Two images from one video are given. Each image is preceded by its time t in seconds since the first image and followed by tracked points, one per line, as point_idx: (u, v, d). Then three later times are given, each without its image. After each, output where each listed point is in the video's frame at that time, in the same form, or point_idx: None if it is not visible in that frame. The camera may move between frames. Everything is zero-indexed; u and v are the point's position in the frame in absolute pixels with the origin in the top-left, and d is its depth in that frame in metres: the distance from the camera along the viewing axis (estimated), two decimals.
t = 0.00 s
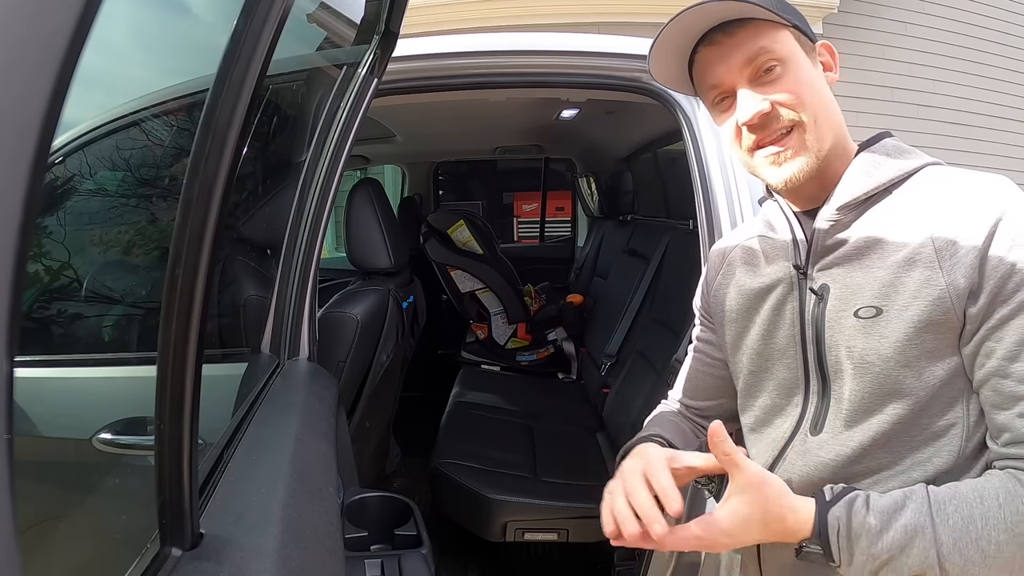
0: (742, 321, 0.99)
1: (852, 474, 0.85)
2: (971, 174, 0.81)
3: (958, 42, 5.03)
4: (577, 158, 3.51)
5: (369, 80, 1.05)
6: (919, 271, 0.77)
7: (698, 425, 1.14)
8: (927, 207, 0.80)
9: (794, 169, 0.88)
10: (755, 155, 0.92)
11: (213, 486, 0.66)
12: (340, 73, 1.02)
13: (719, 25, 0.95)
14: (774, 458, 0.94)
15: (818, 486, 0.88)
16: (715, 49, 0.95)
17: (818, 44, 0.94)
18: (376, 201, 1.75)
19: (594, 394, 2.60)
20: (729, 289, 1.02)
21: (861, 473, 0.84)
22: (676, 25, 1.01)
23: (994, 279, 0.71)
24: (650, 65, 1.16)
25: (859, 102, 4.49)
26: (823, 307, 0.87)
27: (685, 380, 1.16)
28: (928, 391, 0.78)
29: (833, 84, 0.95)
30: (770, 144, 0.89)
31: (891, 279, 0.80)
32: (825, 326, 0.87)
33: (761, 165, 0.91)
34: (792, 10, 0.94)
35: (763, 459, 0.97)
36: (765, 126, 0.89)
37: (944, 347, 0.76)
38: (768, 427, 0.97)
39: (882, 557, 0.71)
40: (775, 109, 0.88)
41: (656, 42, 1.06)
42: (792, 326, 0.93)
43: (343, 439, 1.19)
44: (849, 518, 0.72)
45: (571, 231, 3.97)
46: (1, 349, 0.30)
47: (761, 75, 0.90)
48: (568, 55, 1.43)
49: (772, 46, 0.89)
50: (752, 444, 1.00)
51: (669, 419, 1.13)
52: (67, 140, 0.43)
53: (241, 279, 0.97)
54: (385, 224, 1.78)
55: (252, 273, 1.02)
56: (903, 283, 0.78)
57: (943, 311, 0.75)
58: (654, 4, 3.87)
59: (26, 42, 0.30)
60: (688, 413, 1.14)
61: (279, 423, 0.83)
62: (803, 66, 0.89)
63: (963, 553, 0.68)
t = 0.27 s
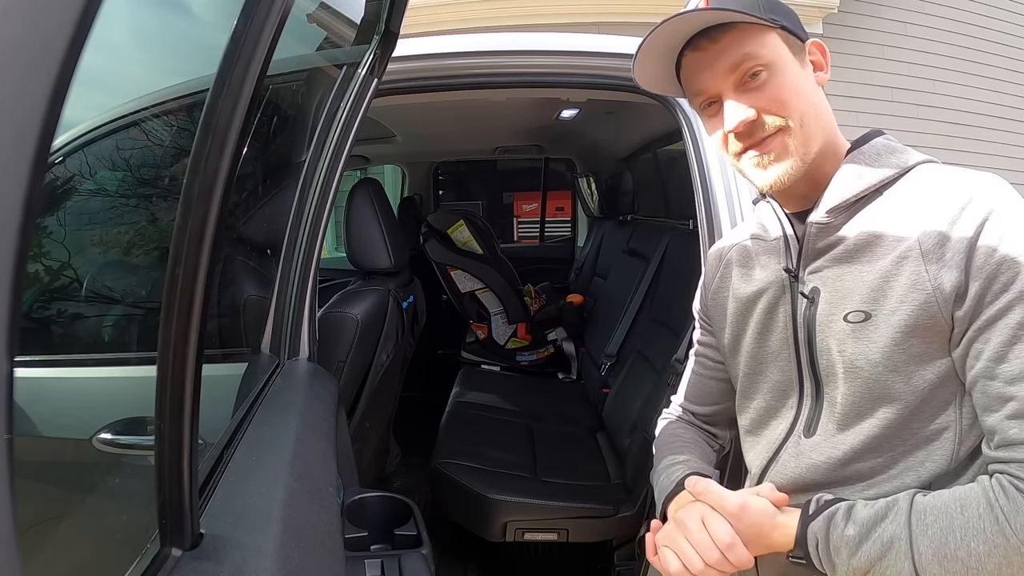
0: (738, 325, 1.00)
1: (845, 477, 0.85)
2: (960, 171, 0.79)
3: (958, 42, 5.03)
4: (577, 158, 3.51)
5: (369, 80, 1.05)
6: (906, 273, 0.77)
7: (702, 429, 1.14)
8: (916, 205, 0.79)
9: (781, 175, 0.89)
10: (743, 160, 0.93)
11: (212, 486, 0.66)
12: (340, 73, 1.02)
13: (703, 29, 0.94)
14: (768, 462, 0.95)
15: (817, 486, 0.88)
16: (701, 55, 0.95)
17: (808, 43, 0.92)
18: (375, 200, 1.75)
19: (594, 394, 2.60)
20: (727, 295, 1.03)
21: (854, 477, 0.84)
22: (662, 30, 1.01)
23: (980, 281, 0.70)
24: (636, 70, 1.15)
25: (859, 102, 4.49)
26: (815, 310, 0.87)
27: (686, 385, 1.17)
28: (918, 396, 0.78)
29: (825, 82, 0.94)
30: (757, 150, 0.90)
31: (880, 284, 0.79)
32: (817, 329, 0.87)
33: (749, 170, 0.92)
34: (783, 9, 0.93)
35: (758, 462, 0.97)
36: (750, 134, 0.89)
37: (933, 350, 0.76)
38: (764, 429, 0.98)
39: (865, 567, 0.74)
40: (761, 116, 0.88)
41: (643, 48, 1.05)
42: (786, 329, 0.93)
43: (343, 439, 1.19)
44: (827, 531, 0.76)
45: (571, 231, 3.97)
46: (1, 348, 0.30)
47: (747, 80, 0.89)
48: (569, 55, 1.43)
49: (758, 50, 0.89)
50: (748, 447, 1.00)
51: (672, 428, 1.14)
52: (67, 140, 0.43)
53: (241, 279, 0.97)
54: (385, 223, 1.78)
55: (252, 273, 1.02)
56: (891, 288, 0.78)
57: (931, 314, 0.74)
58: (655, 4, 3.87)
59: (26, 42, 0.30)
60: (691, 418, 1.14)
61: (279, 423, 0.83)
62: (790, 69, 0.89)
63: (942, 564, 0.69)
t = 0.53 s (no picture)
0: (737, 326, 1.00)
1: (843, 478, 0.85)
2: (963, 172, 0.80)
3: (958, 42, 5.03)
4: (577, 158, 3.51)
5: (368, 81, 1.05)
6: (903, 278, 0.76)
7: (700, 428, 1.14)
8: (916, 206, 0.79)
9: (776, 182, 0.89)
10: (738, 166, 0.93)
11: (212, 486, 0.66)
12: (340, 73, 1.02)
13: (696, 36, 0.94)
14: (766, 462, 0.95)
15: (815, 487, 0.88)
16: (694, 61, 0.95)
17: (803, 45, 0.92)
18: (376, 201, 1.75)
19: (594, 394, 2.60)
20: (727, 295, 1.03)
21: (852, 478, 0.84)
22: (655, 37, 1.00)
23: (977, 285, 0.70)
24: (629, 79, 1.15)
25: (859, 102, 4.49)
26: (812, 312, 0.87)
27: (686, 385, 1.17)
28: (914, 400, 0.78)
29: (821, 84, 0.93)
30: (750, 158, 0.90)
31: (877, 287, 0.79)
32: (814, 331, 0.87)
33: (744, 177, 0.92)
34: (777, 9, 0.92)
35: (756, 462, 0.97)
36: (744, 141, 0.90)
37: (931, 354, 0.76)
38: (762, 430, 0.98)
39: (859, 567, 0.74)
40: (754, 124, 0.88)
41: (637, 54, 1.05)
42: (784, 331, 0.93)
43: (343, 439, 1.19)
44: (821, 532, 0.77)
45: (571, 231, 3.97)
46: (2, 349, 0.30)
47: (740, 88, 0.89)
48: (569, 56, 1.43)
49: (751, 58, 0.88)
50: (747, 448, 1.01)
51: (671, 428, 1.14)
52: (68, 141, 0.43)
53: (241, 279, 0.97)
54: (385, 223, 1.78)
55: (252, 273, 1.02)
56: (888, 291, 0.78)
57: (927, 319, 0.74)
58: (654, 4, 3.87)
59: (27, 42, 0.30)
60: (690, 417, 1.14)
61: (278, 423, 0.83)
62: (784, 75, 0.88)
63: (933, 564, 0.69)
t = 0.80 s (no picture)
0: (740, 326, 1.00)
1: (846, 478, 0.85)
2: (969, 174, 0.80)
3: (957, 42, 5.03)
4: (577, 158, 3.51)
5: (369, 80, 1.05)
6: (910, 278, 0.76)
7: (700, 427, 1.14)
8: (921, 209, 0.79)
9: (782, 180, 0.89)
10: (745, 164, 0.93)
11: (212, 487, 0.66)
12: (340, 73, 1.02)
13: (705, 33, 0.94)
14: (768, 462, 0.95)
15: (816, 487, 0.88)
16: (702, 58, 0.94)
17: (810, 44, 0.92)
18: (376, 201, 1.75)
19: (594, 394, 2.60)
20: (729, 295, 1.03)
21: (854, 478, 0.85)
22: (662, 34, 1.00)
23: (983, 287, 0.70)
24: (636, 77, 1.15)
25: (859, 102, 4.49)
26: (817, 312, 0.87)
27: (686, 385, 1.17)
28: (918, 400, 0.78)
29: (827, 84, 0.94)
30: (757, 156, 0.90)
31: (884, 287, 0.79)
32: (820, 331, 0.87)
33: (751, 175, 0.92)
34: (786, 7, 0.92)
35: (758, 462, 0.97)
36: (751, 139, 0.89)
37: (935, 354, 0.76)
38: (764, 430, 0.98)
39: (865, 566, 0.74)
40: (762, 122, 0.88)
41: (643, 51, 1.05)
42: (788, 331, 0.93)
43: (343, 439, 1.19)
44: (827, 530, 0.77)
45: (571, 231, 3.97)
46: (1, 349, 0.30)
47: (748, 86, 0.89)
48: (568, 56, 1.43)
49: (760, 56, 0.88)
50: (748, 448, 1.00)
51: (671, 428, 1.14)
52: (67, 141, 0.43)
53: (241, 279, 0.97)
54: (385, 223, 1.78)
55: (252, 273, 1.02)
56: (895, 291, 0.78)
57: (933, 319, 0.75)
58: (654, 4, 3.87)
59: (25, 42, 0.30)
60: (690, 416, 1.14)
61: (281, 423, 0.83)
62: (793, 75, 0.88)
63: (940, 564, 0.69)
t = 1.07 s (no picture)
0: (741, 326, 1.00)
1: (849, 478, 0.85)
2: (973, 176, 0.80)
3: (957, 42, 5.03)
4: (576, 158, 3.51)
5: (369, 80, 1.05)
6: (914, 279, 0.76)
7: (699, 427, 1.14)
8: (924, 210, 0.79)
9: (786, 180, 0.89)
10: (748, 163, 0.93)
11: (212, 487, 0.66)
12: (340, 73, 1.02)
13: (711, 31, 0.93)
14: (770, 462, 0.95)
15: (818, 487, 0.88)
16: (708, 56, 0.94)
17: (816, 45, 0.92)
18: (376, 200, 1.75)
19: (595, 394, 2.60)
20: (731, 294, 1.03)
21: (855, 478, 0.85)
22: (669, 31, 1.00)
23: (986, 289, 0.70)
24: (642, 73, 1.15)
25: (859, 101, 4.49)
26: (821, 312, 0.87)
27: (685, 384, 1.17)
28: (922, 400, 0.78)
29: (832, 85, 0.94)
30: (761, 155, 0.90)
31: (888, 288, 0.79)
32: (823, 331, 0.87)
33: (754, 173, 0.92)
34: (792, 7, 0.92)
35: (761, 462, 0.97)
36: (755, 138, 0.89)
37: (939, 354, 0.76)
38: (765, 430, 0.98)
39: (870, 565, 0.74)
40: (767, 121, 0.88)
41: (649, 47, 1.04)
42: (790, 331, 0.93)
43: (343, 439, 1.19)
44: (831, 529, 0.77)
45: (571, 231, 3.97)
46: (1, 349, 0.30)
47: (753, 84, 0.89)
48: (568, 55, 1.43)
49: (766, 55, 0.88)
50: (750, 448, 1.00)
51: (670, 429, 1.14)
52: (67, 141, 0.43)
53: (241, 278, 0.96)
54: (385, 223, 1.78)
55: (252, 273, 1.02)
56: (898, 292, 0.78)
57: (937, 320, 0.74)
58: (654, 4, 3.88)
59: (25, 42, 0.30)
60: (690, 416, 1.14)
61: (282, 424, 0.83)
62: (798, 75, 0.88)
63: (944, 564, 0.70)
